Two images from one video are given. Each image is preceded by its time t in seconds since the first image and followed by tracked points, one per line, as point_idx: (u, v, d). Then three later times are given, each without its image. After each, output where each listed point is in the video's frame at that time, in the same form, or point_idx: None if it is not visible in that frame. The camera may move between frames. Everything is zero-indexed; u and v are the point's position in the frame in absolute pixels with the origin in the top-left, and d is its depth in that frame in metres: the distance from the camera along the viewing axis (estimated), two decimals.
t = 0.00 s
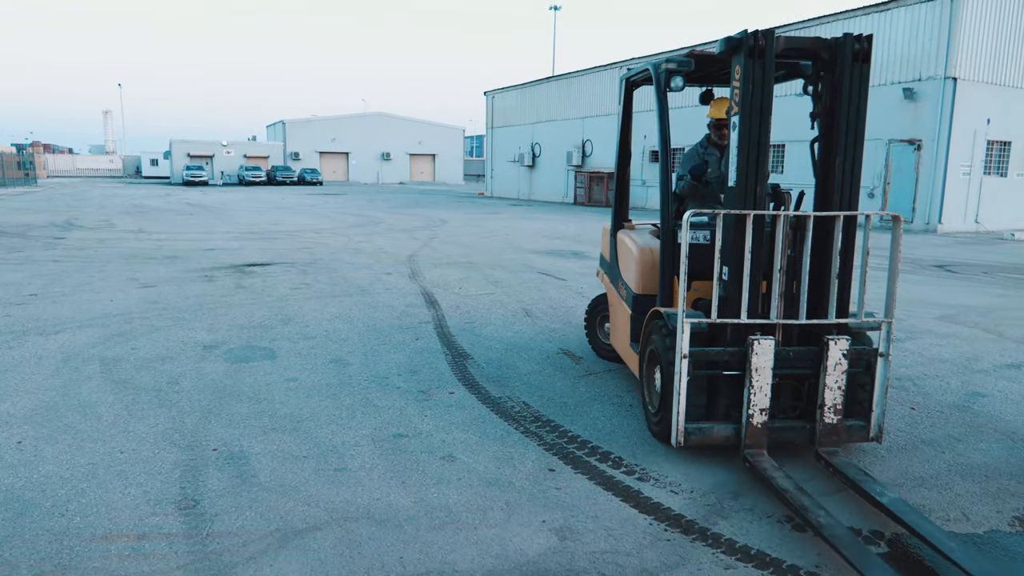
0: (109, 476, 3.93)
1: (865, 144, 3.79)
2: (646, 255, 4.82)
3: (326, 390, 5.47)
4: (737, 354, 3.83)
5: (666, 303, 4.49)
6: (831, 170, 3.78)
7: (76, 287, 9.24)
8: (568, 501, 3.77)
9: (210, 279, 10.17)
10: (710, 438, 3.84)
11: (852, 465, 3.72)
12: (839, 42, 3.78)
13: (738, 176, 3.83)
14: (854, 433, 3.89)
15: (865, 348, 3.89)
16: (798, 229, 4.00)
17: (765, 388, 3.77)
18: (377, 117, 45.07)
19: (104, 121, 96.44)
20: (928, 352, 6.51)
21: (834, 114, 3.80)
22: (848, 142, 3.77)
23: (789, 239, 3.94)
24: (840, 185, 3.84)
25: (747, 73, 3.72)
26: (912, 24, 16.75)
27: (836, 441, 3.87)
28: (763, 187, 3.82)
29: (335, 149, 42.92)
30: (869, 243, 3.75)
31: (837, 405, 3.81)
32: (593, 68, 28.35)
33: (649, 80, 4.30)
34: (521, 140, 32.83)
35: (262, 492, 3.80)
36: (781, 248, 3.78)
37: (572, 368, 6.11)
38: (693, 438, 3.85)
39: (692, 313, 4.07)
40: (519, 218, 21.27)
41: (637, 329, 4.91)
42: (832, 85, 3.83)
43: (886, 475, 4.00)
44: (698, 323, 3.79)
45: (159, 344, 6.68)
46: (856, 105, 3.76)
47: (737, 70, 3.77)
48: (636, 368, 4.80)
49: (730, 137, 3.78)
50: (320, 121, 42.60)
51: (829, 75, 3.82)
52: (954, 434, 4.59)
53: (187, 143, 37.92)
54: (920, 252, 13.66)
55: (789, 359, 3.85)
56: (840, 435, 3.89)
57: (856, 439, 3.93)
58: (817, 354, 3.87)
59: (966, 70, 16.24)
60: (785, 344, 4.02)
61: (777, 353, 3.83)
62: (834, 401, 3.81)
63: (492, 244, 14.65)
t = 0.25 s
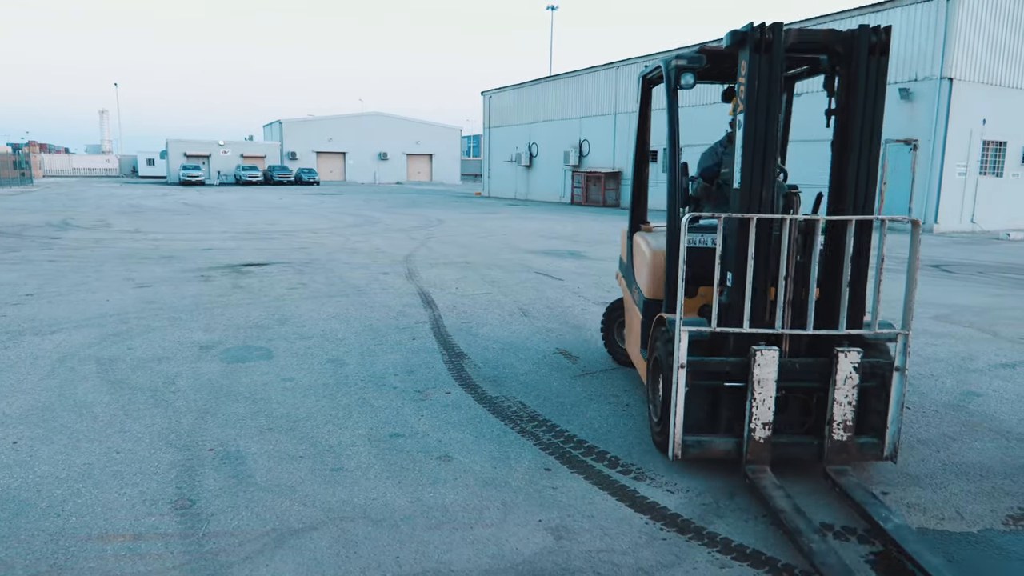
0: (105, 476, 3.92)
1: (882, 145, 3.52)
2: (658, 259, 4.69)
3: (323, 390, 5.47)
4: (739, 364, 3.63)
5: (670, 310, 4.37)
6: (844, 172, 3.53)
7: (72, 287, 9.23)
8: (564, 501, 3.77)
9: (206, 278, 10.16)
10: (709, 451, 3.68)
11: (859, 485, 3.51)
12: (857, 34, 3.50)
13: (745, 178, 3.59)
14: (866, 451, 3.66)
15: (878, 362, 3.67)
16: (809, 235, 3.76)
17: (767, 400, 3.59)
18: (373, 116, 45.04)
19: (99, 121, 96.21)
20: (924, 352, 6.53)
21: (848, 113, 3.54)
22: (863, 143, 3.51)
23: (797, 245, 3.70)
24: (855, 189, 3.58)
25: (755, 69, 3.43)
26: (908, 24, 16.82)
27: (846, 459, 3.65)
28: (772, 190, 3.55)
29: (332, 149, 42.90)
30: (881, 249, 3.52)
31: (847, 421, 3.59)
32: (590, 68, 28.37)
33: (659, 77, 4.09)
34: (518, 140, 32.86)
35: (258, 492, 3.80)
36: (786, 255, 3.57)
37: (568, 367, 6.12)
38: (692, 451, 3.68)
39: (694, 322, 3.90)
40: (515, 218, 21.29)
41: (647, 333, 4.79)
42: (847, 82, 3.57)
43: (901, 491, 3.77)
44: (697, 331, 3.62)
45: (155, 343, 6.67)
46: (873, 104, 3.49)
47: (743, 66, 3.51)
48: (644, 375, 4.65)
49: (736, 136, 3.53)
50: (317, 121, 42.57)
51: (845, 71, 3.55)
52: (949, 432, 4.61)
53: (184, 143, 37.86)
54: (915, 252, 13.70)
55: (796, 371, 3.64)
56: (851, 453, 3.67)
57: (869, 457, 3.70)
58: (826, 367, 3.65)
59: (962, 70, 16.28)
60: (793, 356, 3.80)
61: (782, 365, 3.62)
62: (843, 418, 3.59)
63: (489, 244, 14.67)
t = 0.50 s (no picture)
0: (101, 477, 3.92)
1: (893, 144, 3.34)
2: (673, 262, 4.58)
3: (320, 390, 5.47)
4: (737, 374, 3.47)
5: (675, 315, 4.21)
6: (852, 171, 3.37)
7: (68, 287, 9.21)
8: (560, 501, 3.77)
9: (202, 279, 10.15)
10: (703, 464, 3.53)
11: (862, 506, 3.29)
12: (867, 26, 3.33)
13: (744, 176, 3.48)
14: (873, 471, 3.41)
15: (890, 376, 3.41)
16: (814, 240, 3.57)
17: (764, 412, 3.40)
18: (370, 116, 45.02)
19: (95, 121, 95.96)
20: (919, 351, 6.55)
21: (857, 109, 3.37)
22: (872, 142, 3.34)
23: (800, 250, 3.54)
24: (864, 189, 3.40)
25: (753, 64, 3.37)
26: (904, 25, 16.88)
27: (852, 478, 3.42)
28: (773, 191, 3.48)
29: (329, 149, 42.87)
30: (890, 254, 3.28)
31: (851, 438, 3.35)
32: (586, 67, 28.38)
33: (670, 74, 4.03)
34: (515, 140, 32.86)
35: (254, 492, 3.80)
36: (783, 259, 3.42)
37: (565, 367, 6.13)
38: (686, 463, 3.54)
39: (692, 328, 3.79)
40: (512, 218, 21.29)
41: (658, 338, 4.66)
42: (857, 76, 3.39)
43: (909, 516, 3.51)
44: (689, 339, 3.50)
45: (152, 344, 6.66)
46: (883, 100, 3.31)
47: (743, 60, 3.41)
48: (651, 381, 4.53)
49: (735, 134, 3.48)
50: (314, 120, 42.53)
51: (855, 64, 3.38)
52: (943, 431, 4.63)
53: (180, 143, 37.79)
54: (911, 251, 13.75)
55: (796, 384, 3.44)
56: (856, 471, 3.44)
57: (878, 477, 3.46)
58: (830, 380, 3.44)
59: (957, 70, 16.34)
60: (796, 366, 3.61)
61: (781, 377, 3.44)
62: (848, 435, 3.36)
63: (486, 244, 14.67)
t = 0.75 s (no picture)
0: (97, 477, 3.92)
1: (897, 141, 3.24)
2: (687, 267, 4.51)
3: (316, 390, 5.47)
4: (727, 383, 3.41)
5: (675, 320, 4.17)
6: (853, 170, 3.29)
7: (64, 287, 9.19)
8: (557, 501, 3.78)
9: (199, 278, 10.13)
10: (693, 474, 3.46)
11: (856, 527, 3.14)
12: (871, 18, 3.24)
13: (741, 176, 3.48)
14: (873, 492, 3.25)
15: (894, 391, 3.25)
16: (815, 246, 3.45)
17: (754, 424, 3.31)
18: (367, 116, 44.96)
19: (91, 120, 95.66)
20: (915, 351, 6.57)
21: (860, 106, 3.28)
22: (876, 141, 3.23)
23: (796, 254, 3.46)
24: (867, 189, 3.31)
25: (747, 59, 3.36)
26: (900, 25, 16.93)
27: (850, 498, 3.27)
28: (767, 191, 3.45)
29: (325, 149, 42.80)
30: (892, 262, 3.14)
31: (848, 455, 3.21)
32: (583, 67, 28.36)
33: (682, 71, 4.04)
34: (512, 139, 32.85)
35: (251, 492, 3.79)
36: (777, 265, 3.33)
37: (562, 366, 6.13)
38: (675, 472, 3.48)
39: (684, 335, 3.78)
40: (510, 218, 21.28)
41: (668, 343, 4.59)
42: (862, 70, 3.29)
43: (915, 538, 3.32)
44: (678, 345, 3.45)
45: (148, 344, 6.66)
46: (887, 96, 3.22)
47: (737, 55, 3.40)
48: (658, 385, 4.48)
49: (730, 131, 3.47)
50: (311, 120, 42.45)
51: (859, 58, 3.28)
52: (939, 431, 4.64)
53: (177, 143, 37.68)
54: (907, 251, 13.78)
55: (792, 397, 3.33)
56: (855, 491, 3.28)
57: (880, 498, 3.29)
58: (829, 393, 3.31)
59: (953, 70, 16.38)
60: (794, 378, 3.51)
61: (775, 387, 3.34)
62: (845, 452, 3.22)
63: (483, 244, 14.67)
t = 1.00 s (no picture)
0: (94, 477, 3.91)
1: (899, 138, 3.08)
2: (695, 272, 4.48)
3: (313, 390, 5.46)
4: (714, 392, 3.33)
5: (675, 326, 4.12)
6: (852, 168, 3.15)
7: (61, 287, 9.17)
8: (555, 500, 3.78)
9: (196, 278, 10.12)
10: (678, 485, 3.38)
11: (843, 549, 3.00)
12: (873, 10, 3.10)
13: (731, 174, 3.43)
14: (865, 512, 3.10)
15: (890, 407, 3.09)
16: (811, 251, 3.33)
17: (739, 436, 3.19)
18: (364, 116, 44.90)
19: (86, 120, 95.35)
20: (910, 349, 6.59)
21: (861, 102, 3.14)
22: (875, 139, 3.10)
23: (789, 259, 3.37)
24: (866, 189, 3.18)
25: (738, 54, 3.30)
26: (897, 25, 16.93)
27: (841, 517, 3.12)
28: (758, 192, 3.38)
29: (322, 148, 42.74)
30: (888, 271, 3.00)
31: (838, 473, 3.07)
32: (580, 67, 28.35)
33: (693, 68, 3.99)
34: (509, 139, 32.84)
35: (248, 492, 3.79)
36: (764, 271, 3.22)
37: (559, 366, 6.13)
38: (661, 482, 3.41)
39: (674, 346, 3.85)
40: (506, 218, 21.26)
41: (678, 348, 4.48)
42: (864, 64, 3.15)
43: (916, 562, 3.13)
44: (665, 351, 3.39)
45: (145, 343, 6.65)
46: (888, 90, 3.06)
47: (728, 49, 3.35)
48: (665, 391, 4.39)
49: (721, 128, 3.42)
50: (308, 120, 42.40)
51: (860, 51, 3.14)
52: (935, 430, 4.65)
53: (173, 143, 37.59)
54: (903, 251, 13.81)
55: (783, 408, 3.20)
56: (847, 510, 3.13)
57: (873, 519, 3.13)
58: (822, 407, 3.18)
59: (949, 70, 16.42)
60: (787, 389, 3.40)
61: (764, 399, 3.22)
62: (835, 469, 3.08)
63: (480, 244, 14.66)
